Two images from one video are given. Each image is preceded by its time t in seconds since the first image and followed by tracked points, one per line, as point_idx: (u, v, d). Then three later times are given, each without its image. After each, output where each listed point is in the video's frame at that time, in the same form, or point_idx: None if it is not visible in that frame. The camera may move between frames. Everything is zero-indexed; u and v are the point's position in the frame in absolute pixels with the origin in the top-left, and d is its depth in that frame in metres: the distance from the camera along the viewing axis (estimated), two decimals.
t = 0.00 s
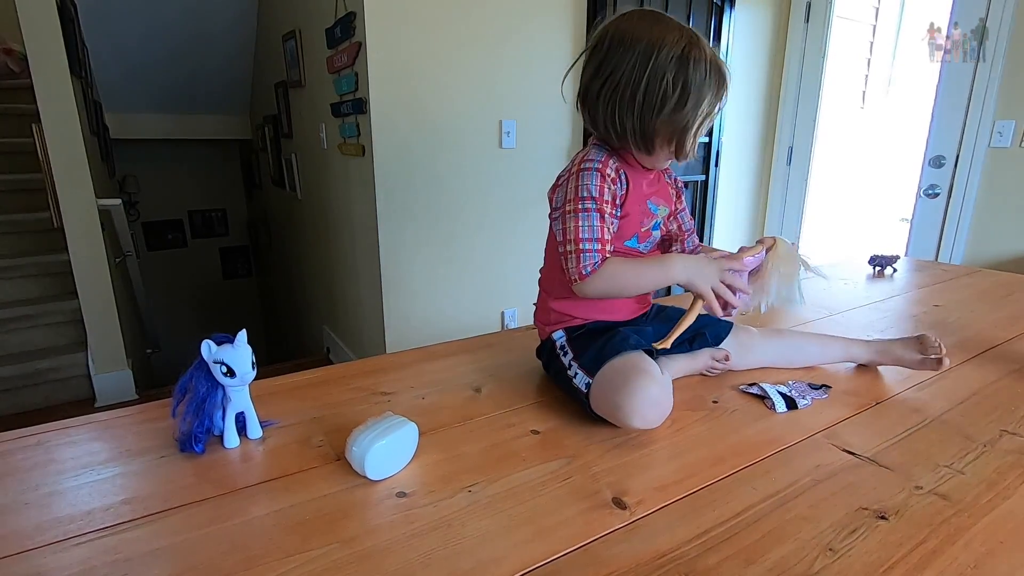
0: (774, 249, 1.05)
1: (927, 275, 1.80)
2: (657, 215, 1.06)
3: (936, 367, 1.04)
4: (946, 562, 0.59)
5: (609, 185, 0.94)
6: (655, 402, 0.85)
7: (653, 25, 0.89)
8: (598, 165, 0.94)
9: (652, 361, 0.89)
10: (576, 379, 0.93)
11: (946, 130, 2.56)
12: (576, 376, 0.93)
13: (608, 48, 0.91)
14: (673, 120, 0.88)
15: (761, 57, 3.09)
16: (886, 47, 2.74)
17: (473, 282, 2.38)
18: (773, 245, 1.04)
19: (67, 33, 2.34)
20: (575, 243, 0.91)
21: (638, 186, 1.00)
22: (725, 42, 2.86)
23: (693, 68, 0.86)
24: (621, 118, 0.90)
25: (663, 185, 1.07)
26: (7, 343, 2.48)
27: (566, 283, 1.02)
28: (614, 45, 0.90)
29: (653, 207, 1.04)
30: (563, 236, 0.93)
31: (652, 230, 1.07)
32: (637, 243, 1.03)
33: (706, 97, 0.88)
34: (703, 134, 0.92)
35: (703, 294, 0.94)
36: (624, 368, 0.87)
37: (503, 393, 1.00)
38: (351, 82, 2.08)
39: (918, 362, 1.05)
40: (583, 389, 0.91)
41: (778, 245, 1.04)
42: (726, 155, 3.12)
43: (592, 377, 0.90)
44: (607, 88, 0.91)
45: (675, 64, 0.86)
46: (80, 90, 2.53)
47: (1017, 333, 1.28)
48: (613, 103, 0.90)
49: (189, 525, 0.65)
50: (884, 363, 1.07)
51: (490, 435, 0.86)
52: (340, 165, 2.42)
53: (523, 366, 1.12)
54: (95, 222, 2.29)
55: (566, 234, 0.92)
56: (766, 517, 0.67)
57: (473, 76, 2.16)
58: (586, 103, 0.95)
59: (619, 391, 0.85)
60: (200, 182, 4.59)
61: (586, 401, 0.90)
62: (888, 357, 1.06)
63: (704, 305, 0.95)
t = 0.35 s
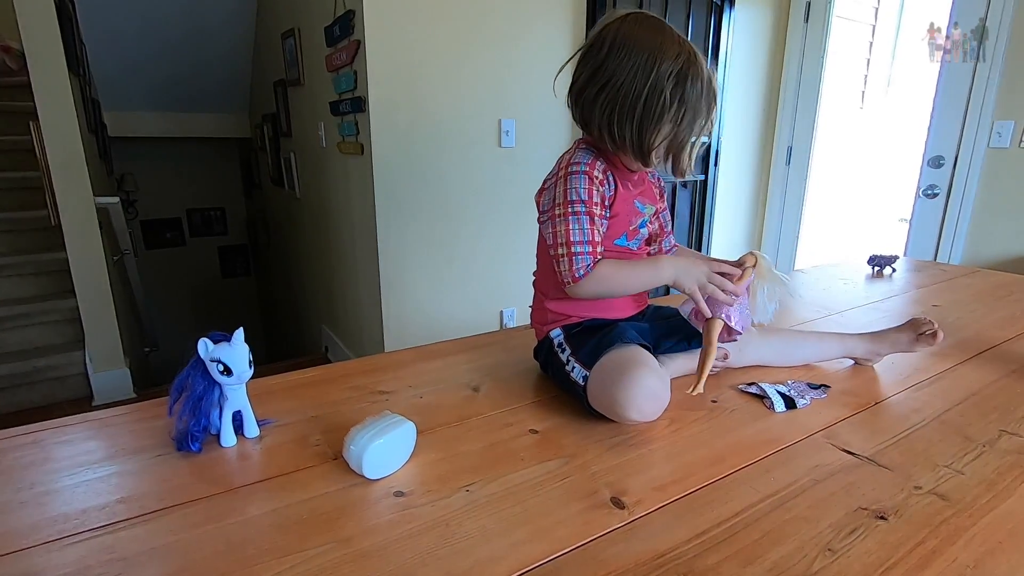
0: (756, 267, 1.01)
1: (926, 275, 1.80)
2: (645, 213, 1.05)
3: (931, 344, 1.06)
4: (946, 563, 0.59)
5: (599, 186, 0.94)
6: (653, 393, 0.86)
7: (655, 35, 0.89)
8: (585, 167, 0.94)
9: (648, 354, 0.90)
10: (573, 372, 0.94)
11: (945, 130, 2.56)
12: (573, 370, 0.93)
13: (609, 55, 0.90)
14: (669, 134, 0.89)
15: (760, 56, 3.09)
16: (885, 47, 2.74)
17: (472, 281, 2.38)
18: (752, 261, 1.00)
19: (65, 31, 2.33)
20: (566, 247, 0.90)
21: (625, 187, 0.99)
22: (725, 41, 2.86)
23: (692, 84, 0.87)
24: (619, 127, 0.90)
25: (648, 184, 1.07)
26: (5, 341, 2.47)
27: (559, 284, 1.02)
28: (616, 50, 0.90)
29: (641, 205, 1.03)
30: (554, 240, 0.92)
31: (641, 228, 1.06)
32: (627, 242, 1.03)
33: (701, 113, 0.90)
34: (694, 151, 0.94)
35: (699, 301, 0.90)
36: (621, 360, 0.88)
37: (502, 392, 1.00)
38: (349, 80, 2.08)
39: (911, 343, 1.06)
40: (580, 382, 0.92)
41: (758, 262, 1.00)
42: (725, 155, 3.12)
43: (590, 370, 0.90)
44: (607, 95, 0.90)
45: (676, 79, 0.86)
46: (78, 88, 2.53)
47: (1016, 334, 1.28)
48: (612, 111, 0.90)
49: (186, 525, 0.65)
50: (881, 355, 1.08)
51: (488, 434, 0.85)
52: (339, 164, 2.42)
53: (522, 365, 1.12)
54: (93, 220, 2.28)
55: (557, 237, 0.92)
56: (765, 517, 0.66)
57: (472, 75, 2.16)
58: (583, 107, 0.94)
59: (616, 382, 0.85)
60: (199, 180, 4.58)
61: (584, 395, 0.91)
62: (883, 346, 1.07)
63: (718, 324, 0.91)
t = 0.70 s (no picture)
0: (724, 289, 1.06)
1: (914, 273, 1.81)
2: (628, 211, 1.04)
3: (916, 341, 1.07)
4: (932, 558, 0.59)
5: (584, 187, 0.94)
6: (640, 384, 0.86)
7: (641, 36, 0.89)
8: (569, 169, 0.93)
9: (635, 346, 0.90)
10: (561, 365, 0.94)
11: (935, 129, 2.58)
12: (562, 363, 0.94)
13: (594, 52, 0.90)
14: (649, 137, 0.89)
15: (753, 54, 3.10)
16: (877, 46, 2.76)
17: (464, 278, 2.37)
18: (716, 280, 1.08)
19: (51, 21, 2.29)
20: (560, 252, 0.91)
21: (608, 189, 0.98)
22: (718, 38, 2.86)
23: (674, 88, 0.87)
24: (601, 127, 0.90)
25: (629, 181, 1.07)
26: None
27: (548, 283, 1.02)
28: (600, 49, 0.89)
29: (624, 202, 1.03)
30: (545, 244, 0.93)
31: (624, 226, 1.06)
32: (611, 241, 1.03)
33: (682, 118, 0.90)
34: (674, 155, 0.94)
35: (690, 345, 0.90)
36: (608, 352, 0.88)
37: (493, 389, 1.00)
38: (341, 74, 2.06)
39: (898, 341, 1.07)
40: (567, 374, 0.92)
41: (726, 282, 1.06)
42: (717, 152, 3.13)
43: (577, 363, 0.91)
44: (590, 94, 0.90)
45: (659, 82, 0.86)
46: (64, 80, 2.49)
47: (1002, 331, 1.29)
48: (594, 110, 0.90)
49: (173, 522, 0.64)
50: (868, 352, 1.09)
51: (479, 431, 0.85)
52: (330, 158, 2.40)
53: (513, 361, 1.12)
54: (80, 214, 2.25)
55: (549, 242, 0.92)
56: (754, 513, 0.67)
57: (465, 70, 2.15)
58: (566, 104, 0.93)
59: (603, 374, 0.86)
60: (188, 174, 4.53)
61: (573, 387, 0.91)
62: (870, 343, 1.08)
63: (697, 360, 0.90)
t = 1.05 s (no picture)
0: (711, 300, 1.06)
1: (907, 275, 1.83)
2: (620, 213, 1.05)
3: (908, 343, 1.07)
4: (923, 556, 0.60)
5: (576, 190, 0.94)
6: (634, 385, 0.87)
7: (637, 43, 0.90)
8: (560, 174, 0.94)
9: (629, 347, 0.90)
10: (555, 367, 0.94)
11: (927, 133, 2.60)
12: (556, 365, 0.94)
13: (591, 56, 0.90)
14: (642, 144, 0.90)
15: (748, 57, 3.11)
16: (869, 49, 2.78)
17: (460, 279, 2.37)
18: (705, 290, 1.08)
19: (45, 21, 2.28)
20: (562, 256, 0.91)
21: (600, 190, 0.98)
22: (713, 41, 2.87)
23: (668, 97, 0.88)
24: (594, 130, 0.90)
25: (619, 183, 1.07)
26: None
27: (543, 287, 1.02)
28: (596, 53, 0.89)
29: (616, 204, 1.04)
30: (545, 251, 0.93)
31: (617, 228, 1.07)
32: (604, 244, 1.04)
33: (674, 127, 0.91)
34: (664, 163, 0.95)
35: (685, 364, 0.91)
36: (603, 354, 0.88)
37: (488, 389, 1.00)
38: (337, 75, 2.06)
39: (890, 342, 1.08)
40: (562, 376, 0.92)
41: (714, 293, 1.06)
42: (712, 154, 3.14)
43: (572, 365, 0.91)
44: (584, 97, 0.90)
45: (654, 90, 0.87)
46: (58, 79, 2.47)
47: (994, 332, 1.31)
48: (588, 113, 0.90)
49: (169, 523, 0.64)
50: (861, 353, 1.09)
51: (475, 431, 0.85)
52: (325, 159, 2.40)
53: (509, 362, 1.12)
54: (73, 214, 2.24)
55: (548, 248, 0.92)
56: (748, 513, 0.67)
57: (461, 72, 2.15)
58: (560, 106, 0.93)
59: (597, 376, 0.86)
60: (183, 175, 4.51)
61: (568, 389, 0.92)
62: (862, 345, 1.08)
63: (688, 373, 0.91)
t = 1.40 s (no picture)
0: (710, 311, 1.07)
1: (904, 280, 1.84)
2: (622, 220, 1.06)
3: (906, 348, 1.08)
4: (924, 562, 0.60)
5: (580, 196, 0.95)
6: (633, 392, 0.87)
7: (638, 54, 0.90)
8: (563, 180, 0.94)
9: (630, 352, 0.90)
10: (555, 373, 0.94)
11: (923, 139, 2.62)
12: (556, 371, 0.94)
13: (591, 66, 0.90)
14: (639, 155, 0.90)
15: (744, 63, 3.13)
16: (865, 56, 2.80)
17: (458, 285, 2.38)
18: (705, 302, 1.08)
19: (44, 27, 2.29)
20: (569, 261, 0.92)
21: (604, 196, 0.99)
22: (711, 47, 2.89)
23: (666, 109, 0.89)
24: (592, 141, 0.91)
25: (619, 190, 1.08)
26: None
27: (545, 293, 1.02)
28: (596, 64, 0.90)
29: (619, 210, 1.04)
30: (552, 257, 0.93)
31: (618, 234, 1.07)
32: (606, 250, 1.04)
33: (671, 139, 0.91)
34: (662, 174, 0.96)
35: (681, 379, 0.95)
36: (603, 359, 0.88)
37: (488, 395, 1.00)
38: (336, 81, 2.07)
39: (888, 347, 1.08)
40: (562, 382, 0.92)
41: (714, 306, 1.07)
42: (709, 160, 3.16)
43: (572, 371, 0.91)
44: (583, 107, 0.90)
45: (652, 102, 0.88)
46: (57, 85, 2.48)
47: (991, 338, 1.31)
48: (587, 124, 0.90)
49: (169, 530, 0.64)
50: (859, 358, 1.10)
51: (474, 437, 0.85)
52: (324, 165, 2.41)
53: (509, 368, 1.12)
54: (70, 219, 2.24)
55: (556, 254, 0.93)
56: (748, 519, 0.67)
57: (459, 77, 2.16)
58: (559, 115, 0.94)
59: (596, 383, 0.86)
60: (181, 180, 4.51)
61: (568, 394, 0.91)
62: (861, 350, 1.09)
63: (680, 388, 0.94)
